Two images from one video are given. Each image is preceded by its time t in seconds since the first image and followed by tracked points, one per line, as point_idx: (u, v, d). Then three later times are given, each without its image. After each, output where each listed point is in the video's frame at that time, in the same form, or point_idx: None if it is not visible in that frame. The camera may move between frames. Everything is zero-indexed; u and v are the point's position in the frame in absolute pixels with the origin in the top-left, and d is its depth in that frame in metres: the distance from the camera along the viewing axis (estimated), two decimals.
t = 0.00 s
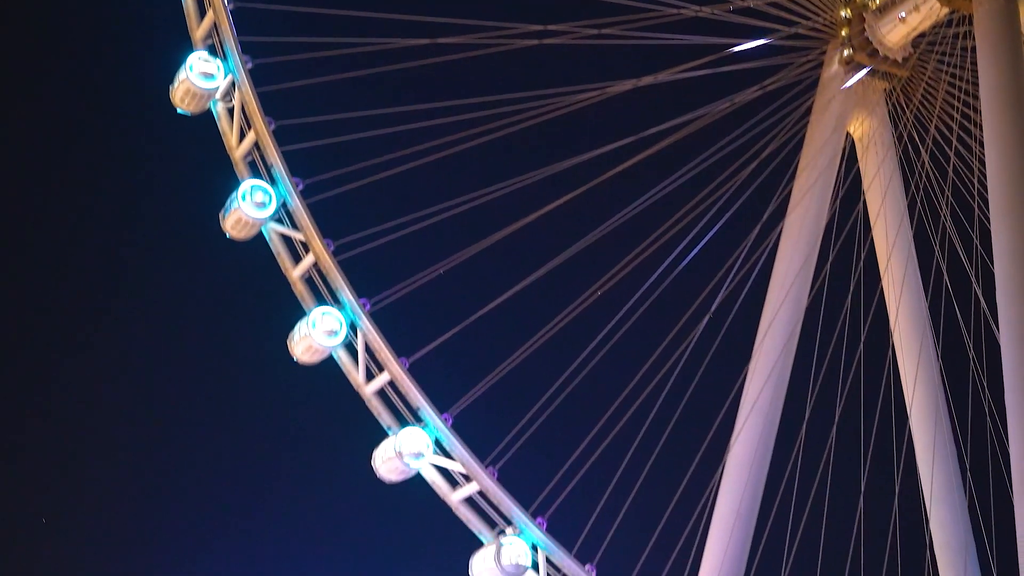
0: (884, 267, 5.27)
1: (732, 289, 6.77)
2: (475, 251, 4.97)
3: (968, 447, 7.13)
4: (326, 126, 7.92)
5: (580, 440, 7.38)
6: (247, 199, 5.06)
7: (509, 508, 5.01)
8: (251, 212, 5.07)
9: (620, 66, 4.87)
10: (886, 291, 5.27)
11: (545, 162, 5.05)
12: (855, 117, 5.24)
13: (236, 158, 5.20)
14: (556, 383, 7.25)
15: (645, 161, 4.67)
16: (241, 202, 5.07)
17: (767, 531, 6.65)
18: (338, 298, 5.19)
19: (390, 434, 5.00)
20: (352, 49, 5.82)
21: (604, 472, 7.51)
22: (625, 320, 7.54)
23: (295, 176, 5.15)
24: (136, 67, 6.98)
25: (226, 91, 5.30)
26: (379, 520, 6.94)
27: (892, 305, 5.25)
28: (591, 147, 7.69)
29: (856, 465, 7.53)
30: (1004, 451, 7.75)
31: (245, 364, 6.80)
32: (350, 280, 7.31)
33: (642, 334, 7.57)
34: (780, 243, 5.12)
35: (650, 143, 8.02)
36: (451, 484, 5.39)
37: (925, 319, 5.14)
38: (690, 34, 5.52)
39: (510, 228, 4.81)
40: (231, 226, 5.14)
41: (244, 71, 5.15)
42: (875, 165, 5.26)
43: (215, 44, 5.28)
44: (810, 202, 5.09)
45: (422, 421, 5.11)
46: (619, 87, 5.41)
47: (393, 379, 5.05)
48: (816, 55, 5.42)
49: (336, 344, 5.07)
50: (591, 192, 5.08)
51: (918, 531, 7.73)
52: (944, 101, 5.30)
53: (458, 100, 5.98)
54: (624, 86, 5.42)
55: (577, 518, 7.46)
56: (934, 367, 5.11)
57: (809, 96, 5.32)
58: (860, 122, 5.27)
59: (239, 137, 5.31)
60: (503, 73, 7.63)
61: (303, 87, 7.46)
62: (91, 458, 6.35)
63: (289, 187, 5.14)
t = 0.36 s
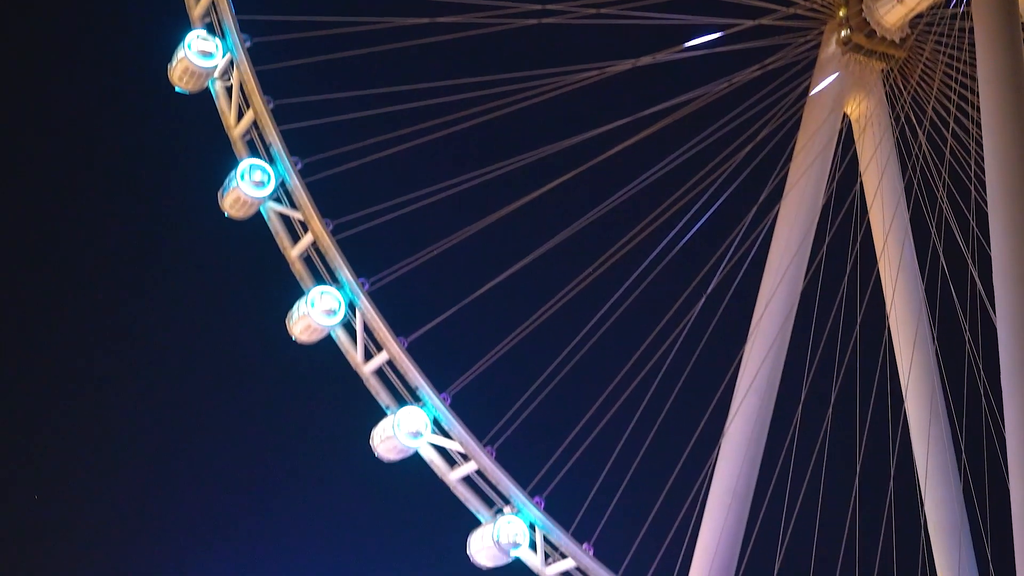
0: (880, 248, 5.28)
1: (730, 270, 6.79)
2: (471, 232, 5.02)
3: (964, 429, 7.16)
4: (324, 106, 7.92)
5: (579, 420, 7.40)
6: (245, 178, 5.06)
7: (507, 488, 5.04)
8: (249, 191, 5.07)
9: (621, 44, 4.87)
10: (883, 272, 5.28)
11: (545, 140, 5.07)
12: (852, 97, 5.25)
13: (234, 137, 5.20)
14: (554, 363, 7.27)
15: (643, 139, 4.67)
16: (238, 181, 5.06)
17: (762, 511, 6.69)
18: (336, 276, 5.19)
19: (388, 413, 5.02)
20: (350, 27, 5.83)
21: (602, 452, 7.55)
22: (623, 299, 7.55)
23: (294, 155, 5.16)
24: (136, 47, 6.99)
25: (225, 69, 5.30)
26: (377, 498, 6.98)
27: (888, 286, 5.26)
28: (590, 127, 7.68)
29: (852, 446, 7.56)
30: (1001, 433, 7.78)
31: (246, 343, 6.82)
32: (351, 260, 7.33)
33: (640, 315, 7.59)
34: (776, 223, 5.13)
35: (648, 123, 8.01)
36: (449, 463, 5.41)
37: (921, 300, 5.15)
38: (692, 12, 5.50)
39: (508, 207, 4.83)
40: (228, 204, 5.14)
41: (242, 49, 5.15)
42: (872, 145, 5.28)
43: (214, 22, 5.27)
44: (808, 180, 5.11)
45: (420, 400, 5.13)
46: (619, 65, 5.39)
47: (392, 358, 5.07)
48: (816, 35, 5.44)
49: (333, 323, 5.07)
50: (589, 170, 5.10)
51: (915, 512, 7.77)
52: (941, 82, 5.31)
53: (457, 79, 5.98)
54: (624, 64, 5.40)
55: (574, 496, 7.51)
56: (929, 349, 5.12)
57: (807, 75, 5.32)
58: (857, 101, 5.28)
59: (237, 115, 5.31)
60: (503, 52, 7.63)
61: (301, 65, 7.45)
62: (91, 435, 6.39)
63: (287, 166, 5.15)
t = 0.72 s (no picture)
0: (879, 234, 5.29)
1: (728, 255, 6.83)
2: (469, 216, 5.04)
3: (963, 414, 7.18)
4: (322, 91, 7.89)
5: (578, 404, 7.43)
6: (246, 162, 5.07)
7: (507, 471, 5.06)
8: (249, 175, 5.07)
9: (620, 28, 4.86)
10: (881, 257, 5.29)
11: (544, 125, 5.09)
12: (852, 83, 5.26)
13: (235, 121, 5.20)
14: (554, 347, 7.28)
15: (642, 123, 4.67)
16: (239, 164, 5.07)
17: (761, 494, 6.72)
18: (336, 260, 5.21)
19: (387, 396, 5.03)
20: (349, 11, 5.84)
21: (601, 436, 7.58)
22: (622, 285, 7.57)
23: (295, 139, 5.17)
24: (137, 20, 6.74)
25: (225, 53, 5.29)
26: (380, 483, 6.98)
27: (887, 272, 5.27)
28: (590, 112, 7.68)
29: (851, 431, 7.58)
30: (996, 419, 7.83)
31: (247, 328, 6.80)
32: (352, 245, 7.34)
33: (638, 302, 7.63)
34: (776, 208, 5.13)
35: (648, 109, 8.00)
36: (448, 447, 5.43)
37: (920, 286, 5.16)
38: None
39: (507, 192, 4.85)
40: (229, 187, 5.14)
41: (243, 33, 5.17)
42: (871, 130, 5.28)
43: (214, 5, 5.27)
44: (808, 165, 5.12)
45: (420, 384, 5.14)
46: (620, 50, 5.39)
47: (393, 343, 5.08)
48: (815, 21, 5.44)
49: (334, 307, 5.08)
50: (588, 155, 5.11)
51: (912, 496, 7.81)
52: (940, 69, 5.32)
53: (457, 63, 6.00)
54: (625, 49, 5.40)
55: (574, 481, 7.53)
56: (928, 335, 5.13)
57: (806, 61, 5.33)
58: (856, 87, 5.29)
59: (237, 98, 5.31)
60: (503, 36, 7.63)
61: (300, 49, 7.43)
62: (95, 423, 6.16)
63: (288, 149, 5.16)
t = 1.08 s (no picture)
0: (880, 214, 5.30)
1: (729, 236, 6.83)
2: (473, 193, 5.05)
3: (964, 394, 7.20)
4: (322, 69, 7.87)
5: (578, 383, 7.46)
6: (248, 139, 5.06)
7: (509, 450, 5.08)
8: (252, 152, 5.06)
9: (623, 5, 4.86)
10: (881, 237, 5.30)
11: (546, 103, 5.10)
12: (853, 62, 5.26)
13: (238, 99, 5.20)
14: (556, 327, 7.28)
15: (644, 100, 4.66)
16: (242, 142, 5.06)
17: (763, 473, 6.74)
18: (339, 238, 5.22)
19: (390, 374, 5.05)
20: None
21: (601, 416, 7.60)
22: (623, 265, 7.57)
23: (298, 117, 5.18)
24: None
25: (228, 30, 5.29)
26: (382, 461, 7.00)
27: (887, 252, 5.28)
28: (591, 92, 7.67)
29: (851, 411, 7.61)
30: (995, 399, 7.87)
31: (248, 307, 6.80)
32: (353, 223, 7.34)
33: (639, 281, 7.64)
34: (777, 187, 5.14)
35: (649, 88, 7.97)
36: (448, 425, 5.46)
37: (920, 266, 5.18)
38: None
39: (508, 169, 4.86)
40: (231, 165, 5.14)
41: (246, 11, 5.16)
42: (872, 110, 5.29)
43: None
44: (809, 145, 5.12)
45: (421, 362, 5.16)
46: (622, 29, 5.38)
47: (395, 321, 5.10)
48: None
49: (336, 285, 5.10)
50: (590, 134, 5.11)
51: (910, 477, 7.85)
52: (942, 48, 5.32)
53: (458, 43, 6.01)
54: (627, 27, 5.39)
55: (576, 461, 7.55)
56: (928, 315, 5.14)
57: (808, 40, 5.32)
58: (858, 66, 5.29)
59: (241, 76, 5.31)
60: (505, 15, 7.61)
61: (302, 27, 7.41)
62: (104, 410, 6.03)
63: (291, 127, 5.17)
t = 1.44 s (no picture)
0: (881, 198, 5.31)
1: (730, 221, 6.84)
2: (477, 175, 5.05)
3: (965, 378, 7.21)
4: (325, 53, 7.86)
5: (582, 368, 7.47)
6: (251, 123, 5.06)
7: (511, 433, 5.10)
8: (254, 135, 5.06)
9: None
10: (882, 222, 5.31)
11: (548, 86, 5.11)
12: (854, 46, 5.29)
13: (240, 82, 5.20)
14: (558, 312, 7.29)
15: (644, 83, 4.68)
16: (244, 126, 5.06)
17: (763, 459, 6.76)
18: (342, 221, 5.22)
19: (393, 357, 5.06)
20: None
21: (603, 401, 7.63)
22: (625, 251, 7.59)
23: (301, 101, 5.18)
24: None
25: (230, 14, 5.29)
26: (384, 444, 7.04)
27: (888, 237, 5.29)
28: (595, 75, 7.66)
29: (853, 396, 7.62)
30: (997, 384, 7.88)
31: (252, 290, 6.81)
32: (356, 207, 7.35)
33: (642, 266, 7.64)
34: (778, 172, 5.16)
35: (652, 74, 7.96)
36: (450, 408, 5.48)
37: (921, 252, 5.19)
38: None
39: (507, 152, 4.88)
40: (233, 148, 5.13)
41: None
42: (874, 94, 5.30)
43: None
44: (810, 130, 5.13)
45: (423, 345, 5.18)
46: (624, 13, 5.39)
47: (398, 304, 5.11)
48: None
49: (339, 268, 5.10)
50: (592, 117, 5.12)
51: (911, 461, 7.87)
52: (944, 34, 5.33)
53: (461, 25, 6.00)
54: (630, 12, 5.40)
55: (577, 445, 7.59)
56: (929, 300, 5.15)
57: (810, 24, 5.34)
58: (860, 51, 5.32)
59: (243, 60, 5.31)
60: None
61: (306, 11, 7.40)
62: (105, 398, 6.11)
63: (293, 110, 5.17)
